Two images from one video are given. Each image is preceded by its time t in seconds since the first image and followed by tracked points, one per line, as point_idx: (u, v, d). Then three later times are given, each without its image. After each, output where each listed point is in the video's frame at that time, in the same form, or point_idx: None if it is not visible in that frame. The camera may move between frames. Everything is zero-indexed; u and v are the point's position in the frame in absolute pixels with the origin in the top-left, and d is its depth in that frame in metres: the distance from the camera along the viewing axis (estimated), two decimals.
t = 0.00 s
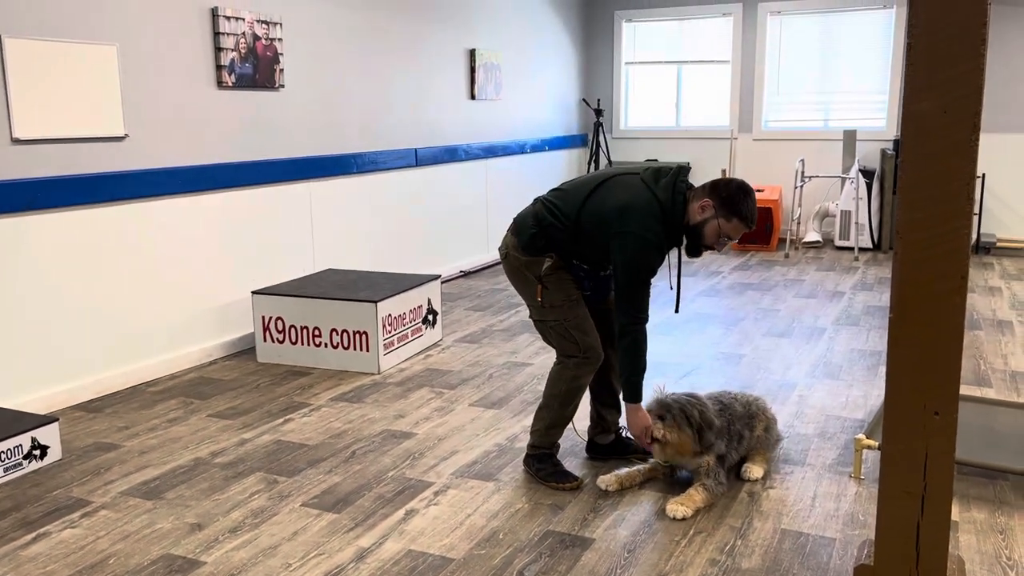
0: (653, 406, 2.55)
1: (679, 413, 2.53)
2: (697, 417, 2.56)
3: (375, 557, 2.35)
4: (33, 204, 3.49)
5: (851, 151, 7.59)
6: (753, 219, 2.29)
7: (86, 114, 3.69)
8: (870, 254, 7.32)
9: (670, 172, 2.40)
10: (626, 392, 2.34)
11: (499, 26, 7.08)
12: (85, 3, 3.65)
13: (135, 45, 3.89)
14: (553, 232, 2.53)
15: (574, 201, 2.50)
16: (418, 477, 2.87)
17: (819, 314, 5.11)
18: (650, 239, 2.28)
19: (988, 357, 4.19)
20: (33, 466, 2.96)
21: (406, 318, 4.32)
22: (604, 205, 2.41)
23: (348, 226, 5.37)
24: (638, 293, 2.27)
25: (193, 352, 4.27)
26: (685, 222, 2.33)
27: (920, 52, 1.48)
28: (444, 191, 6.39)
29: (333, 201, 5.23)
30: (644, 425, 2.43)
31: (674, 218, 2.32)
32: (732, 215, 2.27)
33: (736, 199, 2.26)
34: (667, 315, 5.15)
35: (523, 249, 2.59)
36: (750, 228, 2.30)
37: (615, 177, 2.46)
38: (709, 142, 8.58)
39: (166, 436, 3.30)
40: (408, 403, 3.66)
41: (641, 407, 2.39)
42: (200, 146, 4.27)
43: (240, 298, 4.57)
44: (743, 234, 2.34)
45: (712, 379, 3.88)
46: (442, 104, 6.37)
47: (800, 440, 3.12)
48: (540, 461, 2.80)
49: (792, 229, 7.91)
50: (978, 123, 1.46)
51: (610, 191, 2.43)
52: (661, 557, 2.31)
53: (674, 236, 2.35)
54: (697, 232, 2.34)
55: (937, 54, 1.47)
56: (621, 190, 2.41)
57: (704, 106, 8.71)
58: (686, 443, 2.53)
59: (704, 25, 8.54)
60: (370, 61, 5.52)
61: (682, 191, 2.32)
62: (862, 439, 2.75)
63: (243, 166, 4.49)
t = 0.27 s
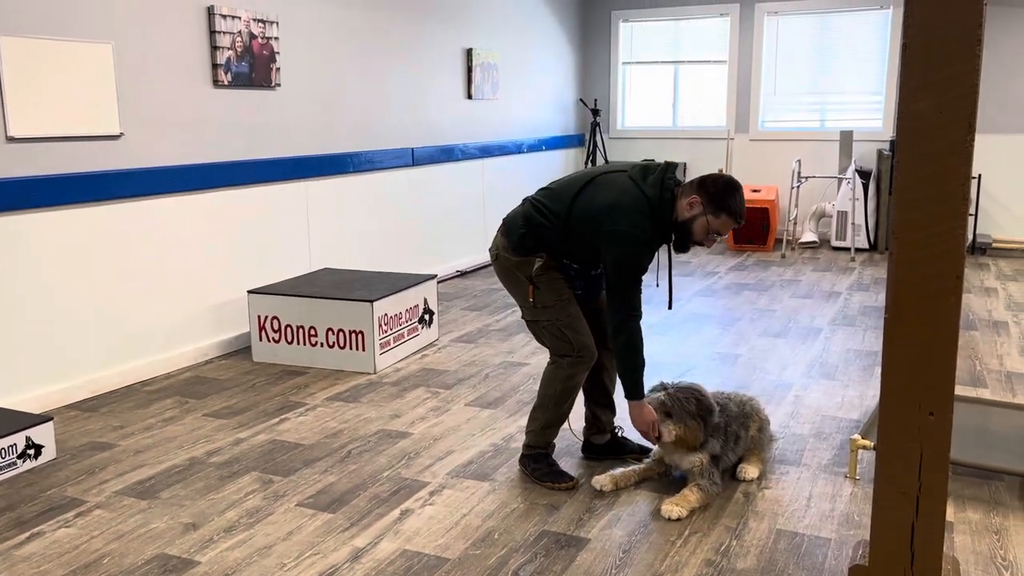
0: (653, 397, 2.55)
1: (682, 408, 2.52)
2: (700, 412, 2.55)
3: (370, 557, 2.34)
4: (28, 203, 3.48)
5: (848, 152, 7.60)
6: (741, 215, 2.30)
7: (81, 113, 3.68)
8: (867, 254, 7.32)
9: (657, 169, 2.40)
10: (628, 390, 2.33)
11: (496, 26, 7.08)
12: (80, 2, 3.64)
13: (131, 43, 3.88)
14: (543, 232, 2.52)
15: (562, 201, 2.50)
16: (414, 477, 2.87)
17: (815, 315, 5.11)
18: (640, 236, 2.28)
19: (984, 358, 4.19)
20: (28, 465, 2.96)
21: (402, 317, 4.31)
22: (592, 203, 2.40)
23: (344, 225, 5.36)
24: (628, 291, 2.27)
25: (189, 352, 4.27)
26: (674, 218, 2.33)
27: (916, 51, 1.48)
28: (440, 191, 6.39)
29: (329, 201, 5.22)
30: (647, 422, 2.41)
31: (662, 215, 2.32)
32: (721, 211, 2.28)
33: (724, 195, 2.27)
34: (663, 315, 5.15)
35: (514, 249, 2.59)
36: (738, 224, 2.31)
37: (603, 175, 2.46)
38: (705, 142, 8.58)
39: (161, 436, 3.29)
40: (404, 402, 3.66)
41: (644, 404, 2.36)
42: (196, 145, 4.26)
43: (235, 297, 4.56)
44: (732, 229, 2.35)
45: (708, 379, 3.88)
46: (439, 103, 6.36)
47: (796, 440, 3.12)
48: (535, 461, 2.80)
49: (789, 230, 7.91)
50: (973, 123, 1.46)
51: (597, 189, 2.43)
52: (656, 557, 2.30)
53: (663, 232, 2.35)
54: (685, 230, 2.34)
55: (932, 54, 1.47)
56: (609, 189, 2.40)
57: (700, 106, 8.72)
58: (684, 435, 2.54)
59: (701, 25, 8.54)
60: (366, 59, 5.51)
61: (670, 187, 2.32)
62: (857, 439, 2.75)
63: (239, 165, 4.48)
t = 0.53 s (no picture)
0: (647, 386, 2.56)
1: (676, 404, 2.51)
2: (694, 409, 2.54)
3: (366, 556, 2.34)
4: (23, 203, 3.47)
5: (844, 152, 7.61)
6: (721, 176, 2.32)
7: (76, 112, 3.66)
8: (863, 255, 7.33)
9: (633, 144, 2.41)
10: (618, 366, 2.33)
11: (493, 25, 7.07)
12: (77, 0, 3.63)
13: (127, 42, 3.88)
14: (526, 224, 2.52)
15: (542, 188, 2.50)
16: (410, 477, 2.86)
17: (811, 315, 5.12)
18: (620, 210, 2.27)
19: (980, 358, 4.20)
20: (23, 464, 2.95)
21: (399, 317, 4.31)
22: (569, 183, 2.41)
23: (340, 224, 5.35)
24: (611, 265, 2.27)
25: (185, 351, 4.26)
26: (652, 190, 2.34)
27: (914, 52, 1.48)
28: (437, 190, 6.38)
29: (326, 200, 5.22)
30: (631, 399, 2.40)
31: (641, 188, 2.32)
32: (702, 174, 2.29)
33: (702, 157, 2.28)
34: (660, 315, 5.15)
35: (499, 246, 2.59)
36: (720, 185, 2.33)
37: (577, 156, 2.47)
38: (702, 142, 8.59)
39: (157, 435, 3.29)
40: (401, 402, 3.65)
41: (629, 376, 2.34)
42: (192, 143, 4.25)
43: (231, 296, 4.55)
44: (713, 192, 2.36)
45: (704, 379, 3.88)
46: (436, 103, 6.36)
47: (792, 440, 3.12)
48: (532, 461, 2.80)
49: (786, 230, 7.92)
50: (969, 123, 1.46)
51: (574, 170, 2.43)
52: (652, 557, 2.30)
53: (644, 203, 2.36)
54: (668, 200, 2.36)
55: (929, 55, 1.47)
56: (585, 169, 2.41)
57: (697, 106, 8.72)
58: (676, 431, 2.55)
59: (698, 25, 8.55)
60: (363, 58, 5.50)
61: (646, 159, 2.33)
62: (853, 439, 2.75)
63: (236, 164, 4.47)
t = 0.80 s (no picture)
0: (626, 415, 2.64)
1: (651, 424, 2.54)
2: (669, 437, 2.53)
3: (363, 556, 2.33)
4: (19, 201, 3.46)
5: (841, 152, 7.61)
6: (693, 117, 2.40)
7: (73, 111, 3.65)
8: (860, 255, 7.33)
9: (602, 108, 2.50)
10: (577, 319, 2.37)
11: (490, 25, 7.07)
12: None
13: (124, 40, 3.87)
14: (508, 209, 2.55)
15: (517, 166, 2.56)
16: (407, 476, 2.86)
17: (808, 315, 5.12)
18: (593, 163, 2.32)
19: (976, 358, 4.21)
20: (19, 464, 2.95)
21: (396, 316, 4.31)
22: (543, 150, 2.45)
23: (337, 223, 5.34)
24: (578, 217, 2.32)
25: (182, 350, 4.25)
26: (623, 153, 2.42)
27: (911, 52, 1.48)
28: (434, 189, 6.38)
29: (323, 199, 5.21)
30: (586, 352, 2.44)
31: (613, 145, 2.40)
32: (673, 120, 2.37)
33: (672, 101, 2.37)
34: (657, 314, 5.15)
35: (486, 235, 2.59)
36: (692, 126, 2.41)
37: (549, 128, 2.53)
38: (700, 141, 8.59)
39: (153, 434, 3.28)
40: (398, 401, 3.65)
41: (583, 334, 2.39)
42: (188, 142, 4.25)
43: (228, 295, 4.54)
44: (688, 136, 2.43)
45: (700, 379, 3.87)
46: (433, 102, 6.36)
47: (789, 440, 3.12)
48: (529, 460, 2.80)
49: (782, 230, 7.92)
50: (966, 123, 1.46)
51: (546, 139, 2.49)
52: (649, 557, 2.30)
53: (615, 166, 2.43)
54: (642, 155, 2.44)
55: (926, 55, 1.47)
56: (557, 136, 2.46)
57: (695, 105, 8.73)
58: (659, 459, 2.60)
59: (695, 25, 8.55)
60: (360, 57, 5.50)
61: (616, 115, 2.41)
62: (850, 439, 2.75)
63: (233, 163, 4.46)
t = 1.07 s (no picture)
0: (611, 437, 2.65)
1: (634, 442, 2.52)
2: (650, 440, 2.52)
3: (360, 556, 2.33)
4: (16, 200, 3.46)
5: (838, 152, 7.62)
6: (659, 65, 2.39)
7: (69, 109, 3.65)
8: (856, 255, 7.34)
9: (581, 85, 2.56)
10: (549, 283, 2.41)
11: (487, 24, 7.07)
12: None
13: (121, 39, 3.86)
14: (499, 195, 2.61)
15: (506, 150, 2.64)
16: (403, 476, 2.86)
17: (805, 315, 5.13)
18: (561, 123, 2.37)
19: (973, 358, 4.21)
20: (15, 463, 2.94)
21: (393, 316, 4.30)
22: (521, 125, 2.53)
23: (334, 222, 5.34)
24: (551, 182, 2.36)
25: (178, 350, 4.25)
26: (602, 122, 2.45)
27: (908, 52, 1.48)
28: (431, 189, 6.38)
29: (320, 198, 5.21)
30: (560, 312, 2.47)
31: (588, 110, 2.43)
32: (640, 71, 2.38)
33: (634, 54, 2.38)
34: (653, 314, 5.15)
35: (482, 225, 2.64)
36: (661, 74, 2.39)
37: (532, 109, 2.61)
38: (697, 141, 8.60)
39: (149, 434, 3.28)
40: (394, 401, 3.65)
41: (556, 293, 2.42)
42: (185, 141, 4.24)
43: (225, 295, 4.54)
44: (661, 87, 2.41)
45: (696, 379, 3.88)
46: (430, 101, 6.35)
47: (785, 439, 3.13)
48: (524, 459, 2.80)
49: (779, 229, 7.93)
50: (962, 122, 1.46)
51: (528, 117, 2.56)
52: (646, 556, 2.31)
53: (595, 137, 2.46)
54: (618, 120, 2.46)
55: (924, 54, 1.47)
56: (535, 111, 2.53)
57: (692, 105, 8.73)
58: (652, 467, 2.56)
59: (693, 25, 8.56)
60: (357, 57, 5.49)
61: (588, 84, 2.47)
62: (847, 439, 2.76)
63: (230, 162, 4.46)
